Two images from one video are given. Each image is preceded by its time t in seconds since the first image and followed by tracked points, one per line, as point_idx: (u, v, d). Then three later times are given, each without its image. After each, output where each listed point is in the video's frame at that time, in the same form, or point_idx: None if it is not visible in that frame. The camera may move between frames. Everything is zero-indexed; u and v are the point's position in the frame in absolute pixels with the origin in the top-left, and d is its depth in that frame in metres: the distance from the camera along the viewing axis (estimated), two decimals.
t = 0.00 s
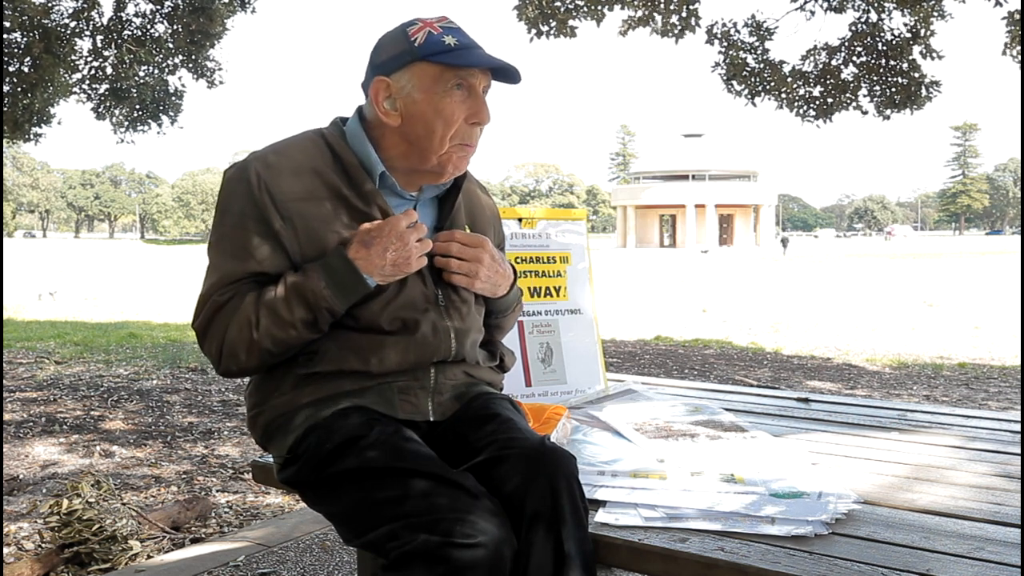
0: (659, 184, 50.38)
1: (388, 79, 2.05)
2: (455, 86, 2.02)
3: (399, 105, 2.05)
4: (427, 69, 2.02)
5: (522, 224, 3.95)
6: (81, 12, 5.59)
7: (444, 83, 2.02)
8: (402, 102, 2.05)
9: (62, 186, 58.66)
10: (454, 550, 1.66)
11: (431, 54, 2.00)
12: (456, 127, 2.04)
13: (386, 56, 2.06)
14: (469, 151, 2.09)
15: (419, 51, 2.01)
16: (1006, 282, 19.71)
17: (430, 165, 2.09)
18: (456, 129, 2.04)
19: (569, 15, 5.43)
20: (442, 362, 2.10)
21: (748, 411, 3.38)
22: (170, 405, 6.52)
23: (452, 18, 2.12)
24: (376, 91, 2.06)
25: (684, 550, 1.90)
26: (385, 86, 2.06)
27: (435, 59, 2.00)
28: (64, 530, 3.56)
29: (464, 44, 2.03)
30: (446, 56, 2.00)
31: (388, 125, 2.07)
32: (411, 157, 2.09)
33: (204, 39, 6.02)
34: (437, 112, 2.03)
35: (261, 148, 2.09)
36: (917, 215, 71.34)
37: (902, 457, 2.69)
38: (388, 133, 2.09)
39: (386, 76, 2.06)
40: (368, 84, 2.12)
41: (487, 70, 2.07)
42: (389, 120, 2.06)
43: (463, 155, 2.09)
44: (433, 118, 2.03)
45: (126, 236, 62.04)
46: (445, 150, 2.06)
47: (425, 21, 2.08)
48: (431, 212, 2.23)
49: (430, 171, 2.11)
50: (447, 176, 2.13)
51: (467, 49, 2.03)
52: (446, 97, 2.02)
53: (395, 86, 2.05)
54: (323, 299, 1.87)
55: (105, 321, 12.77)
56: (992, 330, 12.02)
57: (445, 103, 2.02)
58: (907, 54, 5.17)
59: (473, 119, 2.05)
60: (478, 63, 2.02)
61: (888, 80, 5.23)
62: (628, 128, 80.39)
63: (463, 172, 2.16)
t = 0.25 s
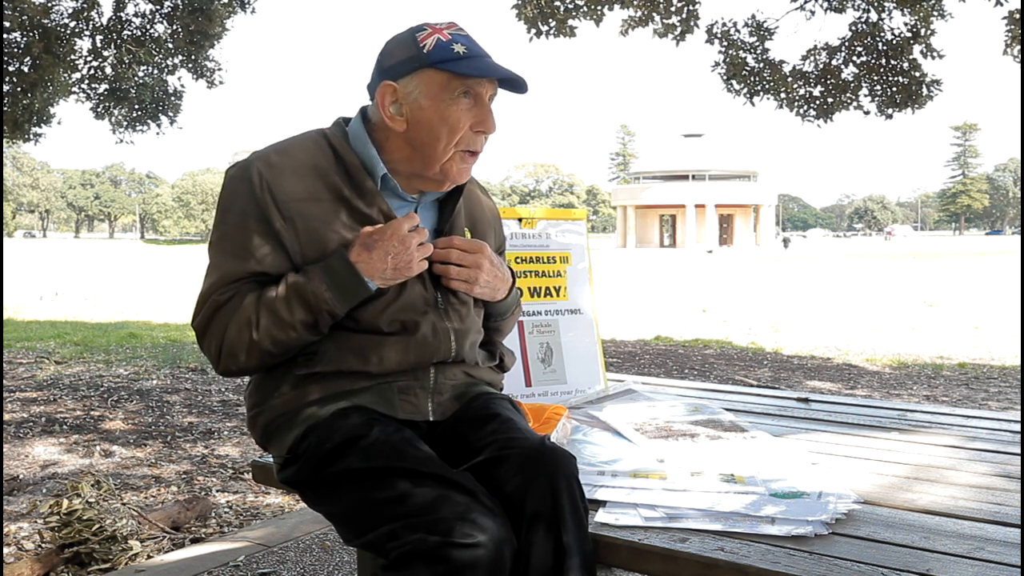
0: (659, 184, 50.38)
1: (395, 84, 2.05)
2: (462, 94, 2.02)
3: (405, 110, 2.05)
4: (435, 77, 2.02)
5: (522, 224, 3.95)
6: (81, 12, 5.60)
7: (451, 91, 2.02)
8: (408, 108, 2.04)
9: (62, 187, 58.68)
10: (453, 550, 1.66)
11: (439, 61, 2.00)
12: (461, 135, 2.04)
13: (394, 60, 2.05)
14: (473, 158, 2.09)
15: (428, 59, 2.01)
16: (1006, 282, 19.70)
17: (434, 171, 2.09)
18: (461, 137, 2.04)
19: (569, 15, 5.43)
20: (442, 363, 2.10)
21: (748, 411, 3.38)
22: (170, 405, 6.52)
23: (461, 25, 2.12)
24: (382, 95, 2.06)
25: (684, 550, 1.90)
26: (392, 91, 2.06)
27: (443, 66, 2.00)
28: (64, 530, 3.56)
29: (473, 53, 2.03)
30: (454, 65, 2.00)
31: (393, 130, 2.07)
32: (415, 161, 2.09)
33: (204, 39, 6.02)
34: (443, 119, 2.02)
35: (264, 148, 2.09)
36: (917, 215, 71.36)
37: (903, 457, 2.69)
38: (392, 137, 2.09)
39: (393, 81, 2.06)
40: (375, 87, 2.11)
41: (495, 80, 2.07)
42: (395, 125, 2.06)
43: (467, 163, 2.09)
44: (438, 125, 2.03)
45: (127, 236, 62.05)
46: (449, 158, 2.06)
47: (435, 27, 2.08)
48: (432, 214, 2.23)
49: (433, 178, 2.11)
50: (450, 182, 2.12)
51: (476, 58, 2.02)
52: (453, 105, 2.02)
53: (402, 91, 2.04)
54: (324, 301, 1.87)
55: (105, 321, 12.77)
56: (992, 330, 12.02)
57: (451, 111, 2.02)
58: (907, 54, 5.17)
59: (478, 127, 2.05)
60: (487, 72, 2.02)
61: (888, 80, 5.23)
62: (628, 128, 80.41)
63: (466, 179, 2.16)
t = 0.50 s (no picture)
0: (659, 184, 50.38)
1: (398, 84, 2.05)
2: (465, 97, 2.02)
3: (408, 111, 2.05)
4: (438, 78, 2.02)
5: (522, 224, 3.96)
6: (81, 12, 5.59)
7: (454, 93, 2.02)
8: (411, 108, 2.04)
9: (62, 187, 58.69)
10: (454, 550, 1.66)
11: (442, 63, 2.00)
12: (463, 137, 2.04)
13: (398, 61, 2.05)
14: (475, 161, 2.09)
15: (431, 60, 2.01)
16: (1006, 281, 19.70)
17: (435, 172, 2.09)
18: (462, 139, 2.04)
19: (569, 15, 5.43)
20: (442, 363, 2.10)
21: (748, 411, 3.38)
22: (170, 405, 6.52)
23: (465, 27, 2.12)
24: (385, 95, 2.06)
25: (684, 550, 1.90)
26: (395, 91, 2.06)
27: (446, 69, 2.00)
28: (64, 530, 3.56)
29: (477, 56, 2.03)
30: (457, 67, 2.00)
31: (395, 130, 2.08)
32: (416, 162, 2.09)
33: (204, 39, 6.02)
34: (445, 121, 2.02)
35: (265, 147, 2.09)
36: (917, 215, 71.38)
37: (903, 457, 2.69)
38: (395, 137, 2.09)
39: (397, 82, 2.06)
40: (378, 87, 2.11)
41: (499, 83, 2.07)
42: (397, 125, 2.06)
43: (468, 165, 2.09)
44: (440, 127, 2.03)
45: (126, 236, 62.04)
46: (450, 159, 2.06)
47: (439, 28, 2.07)
48: (433, 215, 2.23)
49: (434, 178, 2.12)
50: (451, 184, 2.13)
51: (479, 60, 2.02)
52: (455, 107, 2.02)
53: (404, 92, 2.05)
54: (326, 302, 1.87)
55: (105, 321, 12.78)
56: (992, 330, 12.02)
57: (453, 113, 2.02)
58: (907, 53, 5.17)
59: (480, 130, 2.05)
60: (490, 75, 2.01)
61: (888, 79, 5.23)
62: (628, 128, 80.40)
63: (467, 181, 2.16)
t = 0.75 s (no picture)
0: (659, 184, 50.38)
1: (396, 84, 2.05)
2: (462, 96, 2.03)
3: (405, 110, 2.06)
4: (435, 78, 2.03)
5: (522, 224, 3.96)
6: (81, 12, 5.59)
7: (451, 93, 2.02)
8: (408, 108, 2.05)
9: (62, 187, 58.70)
10: (454, 550, 1.66)
11: (439, 63, 2.01)
12: (460, 137, 2.05)
13: (395, 61, 2.06)
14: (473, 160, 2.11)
15: (428, 60, 2.01)
16: (1006, 281, 19.71)
17: (433, 172, 2.11)
18: (460, 138, 2.05)
19: (569, 15, 5.43)
20: (442, 363, 2.10)
21: (748, 411, 3.38)
22: (170, 405, 6.52)
23: (463, 26, 2.13)
24: (383, 95, 2.06)
25: (684, 550, 1.90)
26: (392, 91, 2.06)
27: (443, 68, 2.01)
28: (64, 530, 3.56)
29: (474, 55, 2.04)
30: (454, 66, 2.01)
31: (392, 130, 2.08)
32: (414, 163, 2.11)
33: (204, 39, 6.02)
34: (442, 121, 2.03)
35: (264, 148, 2.09)
36: (917, 215, 71.39)
37: (903, 457, 2.69)
38: (392, 137, 2.10)
39: (394, 81, 2.06)
40: (376, 87, 2.12)
41: (496, 82, 2.07)
42: (394, 125, 2.07)
43: (466, 164, 2.10)
44: (437, 126, 2.03)
45: (126, 236, 62.05)
46: (448, 159, 2.08)
47: (436, 28, 2.08)
48: (434, 214, 2.21)
49: (432, 178, 2.13)
50: (449, 184, 2.14)
51: (476, 60, 2.03)
52: (453, 107, 2.02)
53: (402, 92, 2.05)
54: (326, 313, 1.84)
55: (105, 321, 12.78)
56: (992, 330, 12.02)
57: (450, 112, 2.03)
58: (907, 53, 5.17)
59: (478, 129, 2.06)
60: (487, 75, 2.02)
61: (888, 79, 5.23)
62: (628, 128, 80.40)
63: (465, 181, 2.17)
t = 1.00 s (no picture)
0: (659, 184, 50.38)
1: (391, 84, 2.06)
2: (456, 96, 2.04)
3: (400, 110, 2.06)
4: (430, 78, 2.03)
5: (522, 224, 3.96)
6: (82, 12, 5.59)
7: (445, 93, 2.03)
8: (403, 108, 2.06)
9: (62, 187, 58.71)
10: (454, 550, 1.66)
11: (434, 63, 2.01)
12: (455, 137, 2.06)
13: (391, 61, 2.07)
14: (469, 161, 2.12)
15: (423, 59, 2.02)
16: (1005, 281, 19.72)
17: (428, 172, 2.12)
18: (455, 139, 2.06)
19: (569, 15, 5.43)
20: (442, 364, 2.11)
21: (748, 411, 3.38)
22: (170, 405, 6.52)
23: (460, 26, 2.13)
24: (378, 95, 2.07)
25: (684, 550, 1.90)
26: (388, 91, 2.07)
27: (438, 68, 2.01)
28: (64, 530, 3.56)
29: (470, 56, 2.05)
30: (449, 67, 2.01)
31: (388, 130, 2.09)
32: (409, 163, 2.12)
33: (205, 39, 6.02)
34: (437, 121, 2.04)
35: (264, 148, 2.10)
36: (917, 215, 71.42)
37: (903, 457, 2.69)
38: (389, 137, 2.11)
39: (390, 81, 2.07)
40: (372, 86, 2.13)
41: (492, 82, 2.08)
42: (390, 125, 2.08)
43: (461, 165, 2.11)
44: (432, 127, 2.05)
45: (126, 236, 62.04)
46: (443, 159, 2.09)
47: (432, 28, 2.08)
48: (433, 213, 2.21)
49: (427, 178, 2.14)
50: (444, 184, 2.15)
51: (472, 60, 2.04)
52: (447, 107, 2.03)
53: (397, 92, 2.06)
54: (323, 337, 1.86)
55: (105, 321, 12.78)
56: (991, 330, 12.02)
57: (445, 112, 2.04)
58: (907, 53, 5.17)
59: (473, 130, 2.07)
60: (482, 75, 2.03)
61: (887, 79, 5.23)
62: (628, 128, 80.41)
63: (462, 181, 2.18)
